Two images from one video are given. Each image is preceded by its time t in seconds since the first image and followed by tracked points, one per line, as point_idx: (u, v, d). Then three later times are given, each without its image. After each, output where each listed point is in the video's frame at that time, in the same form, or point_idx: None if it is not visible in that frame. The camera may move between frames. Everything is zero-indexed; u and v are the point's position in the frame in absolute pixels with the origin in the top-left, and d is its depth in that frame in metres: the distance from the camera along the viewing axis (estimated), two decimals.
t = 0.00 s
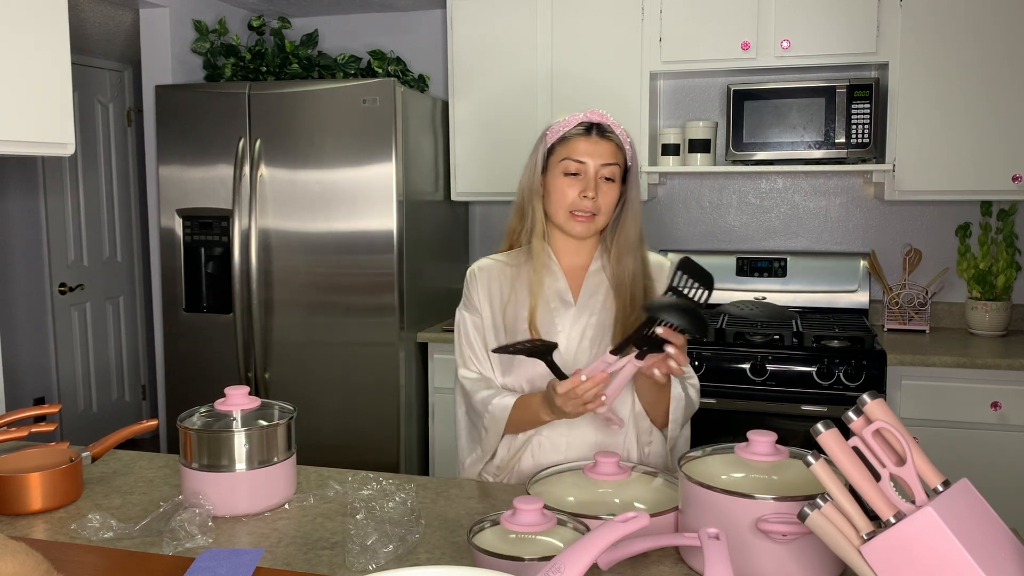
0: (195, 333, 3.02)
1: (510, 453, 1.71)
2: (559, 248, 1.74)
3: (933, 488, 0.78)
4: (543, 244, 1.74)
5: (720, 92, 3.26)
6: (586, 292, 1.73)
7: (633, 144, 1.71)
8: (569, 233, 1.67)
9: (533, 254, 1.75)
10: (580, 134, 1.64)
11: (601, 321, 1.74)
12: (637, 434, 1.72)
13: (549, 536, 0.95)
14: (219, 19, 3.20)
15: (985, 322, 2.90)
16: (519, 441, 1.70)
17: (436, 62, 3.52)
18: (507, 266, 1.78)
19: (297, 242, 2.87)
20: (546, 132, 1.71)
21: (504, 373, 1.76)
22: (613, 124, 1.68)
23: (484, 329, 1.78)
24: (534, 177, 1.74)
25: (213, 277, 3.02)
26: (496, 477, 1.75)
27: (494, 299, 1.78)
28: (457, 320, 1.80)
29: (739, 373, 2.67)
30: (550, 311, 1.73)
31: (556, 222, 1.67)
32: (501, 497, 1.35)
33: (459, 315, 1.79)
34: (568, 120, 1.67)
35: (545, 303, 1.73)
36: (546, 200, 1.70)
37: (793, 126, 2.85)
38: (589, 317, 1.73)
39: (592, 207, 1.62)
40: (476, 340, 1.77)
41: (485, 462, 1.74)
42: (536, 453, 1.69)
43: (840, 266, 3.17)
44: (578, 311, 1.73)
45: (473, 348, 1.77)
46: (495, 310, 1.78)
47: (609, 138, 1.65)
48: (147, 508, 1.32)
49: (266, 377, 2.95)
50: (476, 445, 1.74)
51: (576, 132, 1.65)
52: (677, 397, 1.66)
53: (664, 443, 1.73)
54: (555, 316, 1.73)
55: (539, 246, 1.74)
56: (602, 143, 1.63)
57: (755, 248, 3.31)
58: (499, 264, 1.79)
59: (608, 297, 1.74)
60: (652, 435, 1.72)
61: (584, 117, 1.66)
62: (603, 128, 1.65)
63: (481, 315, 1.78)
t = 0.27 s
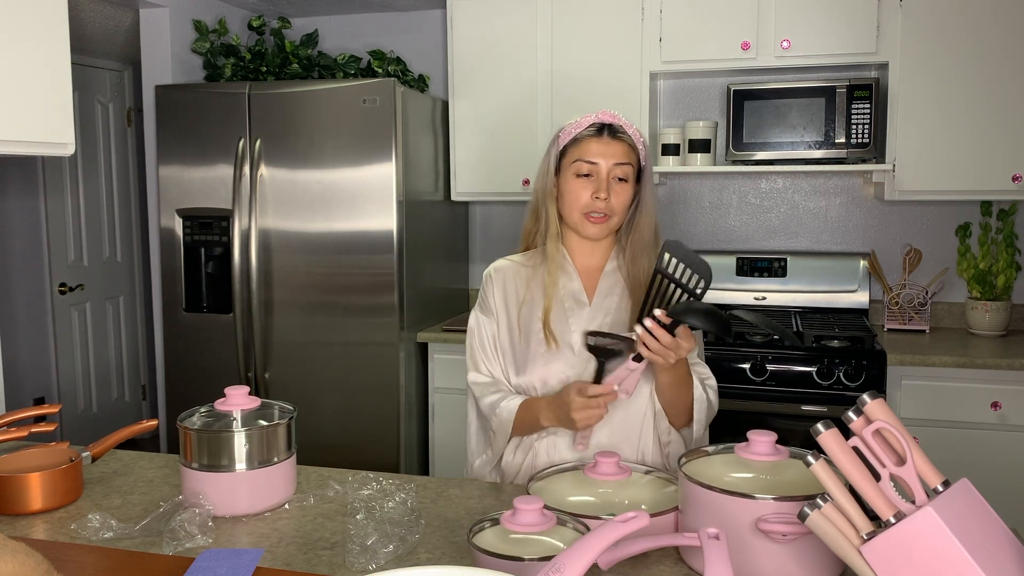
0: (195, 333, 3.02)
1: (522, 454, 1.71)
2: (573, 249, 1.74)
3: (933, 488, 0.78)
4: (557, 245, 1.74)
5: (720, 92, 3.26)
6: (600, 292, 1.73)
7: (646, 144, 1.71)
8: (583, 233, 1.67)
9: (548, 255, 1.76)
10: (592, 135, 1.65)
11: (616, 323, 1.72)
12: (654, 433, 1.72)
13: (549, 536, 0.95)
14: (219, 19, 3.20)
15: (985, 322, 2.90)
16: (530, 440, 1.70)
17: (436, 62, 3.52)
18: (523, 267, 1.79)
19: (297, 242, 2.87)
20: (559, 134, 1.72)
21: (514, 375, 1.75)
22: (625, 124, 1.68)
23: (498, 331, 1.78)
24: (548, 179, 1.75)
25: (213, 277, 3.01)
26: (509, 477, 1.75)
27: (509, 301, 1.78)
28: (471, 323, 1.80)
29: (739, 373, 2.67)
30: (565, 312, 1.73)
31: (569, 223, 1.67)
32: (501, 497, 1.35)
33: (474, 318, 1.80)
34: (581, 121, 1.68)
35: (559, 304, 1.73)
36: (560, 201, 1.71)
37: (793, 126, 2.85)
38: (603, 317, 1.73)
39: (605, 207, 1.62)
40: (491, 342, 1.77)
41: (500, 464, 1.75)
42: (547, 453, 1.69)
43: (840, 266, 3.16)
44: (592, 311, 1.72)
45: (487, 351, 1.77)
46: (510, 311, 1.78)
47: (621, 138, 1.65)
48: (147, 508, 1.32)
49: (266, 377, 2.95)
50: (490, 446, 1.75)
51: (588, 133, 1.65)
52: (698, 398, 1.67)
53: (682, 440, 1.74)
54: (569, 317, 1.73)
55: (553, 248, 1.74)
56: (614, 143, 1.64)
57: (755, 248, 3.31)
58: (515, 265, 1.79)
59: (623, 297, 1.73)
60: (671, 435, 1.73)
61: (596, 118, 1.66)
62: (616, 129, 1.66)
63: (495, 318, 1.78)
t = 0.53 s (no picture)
0: (195, 333, 3.02)
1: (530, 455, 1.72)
2: (581, 251, 1.74)
3: (933, 488, 0.78)
4: (565, 247, 1.75)
5: (720, 92, 3.26)
6: (609, 293, 1.72)
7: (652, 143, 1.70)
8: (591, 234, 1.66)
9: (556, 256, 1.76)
10: (597, 136, 1.65)
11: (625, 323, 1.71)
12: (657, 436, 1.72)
13: (549, 536, 0.94)
14: (219, 19, 3.20)
15: (985, 322, 2.90)
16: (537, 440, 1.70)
17: (436, 62, 3.52)
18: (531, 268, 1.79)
19: (297, 242, 2.87)
20: (565, 136, 1.72)
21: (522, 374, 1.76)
22: (631, 124, 1.68)
23: (507, 331, 1.78)
24: (555, 181, 1.75)
25: (213, 277, 3.01)
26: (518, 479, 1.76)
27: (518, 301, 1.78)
28: (482, 323, 1.81)
29: (739, 373, 2.67)
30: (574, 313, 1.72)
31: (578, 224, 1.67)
32: (501, 497, 1.35)
33: (484, 317, 1.80)
34: (586, 123, 1.69)
35: (567, 305, 1.73)
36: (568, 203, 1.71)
37: (793, 126, 2.85)
38: (612, 318, 1.72)
39: (612, 208, 1.61)
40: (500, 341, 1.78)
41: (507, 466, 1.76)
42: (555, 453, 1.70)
43: (840, 266, 3.17)
44: (600, 312, 1.72)
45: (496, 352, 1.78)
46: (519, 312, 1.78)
47: (627, 138, 1.65)
48: (147, 508, 1.32)
49: (266, 377, 2.95)
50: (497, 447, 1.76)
51: (594, 134, 1.66)
52: (695, 398, 1.63)
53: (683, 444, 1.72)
54: (577, 317, 1.73)
55: (561, 249, 1.74)
56: (620, 143, 1.64)
57: (754, 248, 3.31)
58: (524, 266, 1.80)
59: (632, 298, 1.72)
60: (672, 438, 1.72)
61: (600, 120, 1.67)
62: (621, 129, 1.66)
63: (504, 318, 1.79)
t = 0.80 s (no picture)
0: (195, 333, 3.02)
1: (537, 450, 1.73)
2: (585, 251, 1.74)
3: (933, 488, 0.78)
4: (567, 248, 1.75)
5: (720, 92, 3.26)
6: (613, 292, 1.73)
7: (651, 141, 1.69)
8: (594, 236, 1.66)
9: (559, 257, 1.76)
10: (595, 138, 1.64)
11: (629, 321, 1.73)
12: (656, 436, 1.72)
13: (549, 537, 0.94)
14: (219, 19, 3.20)
15: (985, 322, 2.90)
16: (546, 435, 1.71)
17: (436, 62, 3.52)
18: (534, 269, 1.79)
19: (297, 242, 2.87)
20: (563, 138, 1.72)
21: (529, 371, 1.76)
22: (628, 123, 1.67)
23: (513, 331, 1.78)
24: (556, 182, 1.75)
25: (213, 277, 3.01)
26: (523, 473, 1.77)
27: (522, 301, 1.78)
28: (486, 322, 1.80)
29: (739, 373, 2.67)
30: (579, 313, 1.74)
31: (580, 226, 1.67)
32: (502, 497, 1.35)
33: (489, 317, 1.80)
34: (583, 125, 1.68)
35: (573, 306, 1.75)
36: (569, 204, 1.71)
37: (793, 125, 2.85)
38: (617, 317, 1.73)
39: (613, 209, 1.61)
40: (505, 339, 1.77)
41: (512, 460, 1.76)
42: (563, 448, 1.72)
43: (840, 266, 3.16)
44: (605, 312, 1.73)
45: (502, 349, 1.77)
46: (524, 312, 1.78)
47: (625, 138, 1.64)
48: (147, 508, 1.32)
49: (266, 377, 2.95)
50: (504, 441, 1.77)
51: (591, 135, 1.65)
52: (685, 398, 1.63)
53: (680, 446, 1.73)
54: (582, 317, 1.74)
55: (563, 250, 1.75)
56: (618, 144, 1.63)
57: (754, 248, 3.31)
58: (527, 266, 1.80)
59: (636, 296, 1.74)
60: (668, 438, 1.71)
61: (597, 121, 1.66)
62: (618, 129, 1.65)
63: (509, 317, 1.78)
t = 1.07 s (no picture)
0: (195, 333, 3.02)
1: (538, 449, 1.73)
2: (584, 251, 1.75)
3: (933, 488, 0.78)
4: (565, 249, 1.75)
5: (720, 92, 3.26)
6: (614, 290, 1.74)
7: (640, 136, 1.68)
8: (592, 236, 1.67)
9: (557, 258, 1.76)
10: (584, 139, 1.64)
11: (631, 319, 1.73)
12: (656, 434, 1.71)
13: (549, 537, 0.94)
14: (219, 19, 3.20)
15: (985, 322, 2.90)
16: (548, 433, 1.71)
17: (436, 62, 3.52)
18: (533, 270, 1.79)
19: (297, 242, 2.87)
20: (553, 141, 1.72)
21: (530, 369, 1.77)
22: (616, 121, 1.66)
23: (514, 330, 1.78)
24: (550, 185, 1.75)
25: (213, 277, 3.01)
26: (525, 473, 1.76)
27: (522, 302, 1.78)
28: (487, 320, 1.81)
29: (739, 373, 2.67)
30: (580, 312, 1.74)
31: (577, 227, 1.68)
32: (502, 497, 1.35)
33: (489, 315, 1.80)
34: (571, 128, 1.68)
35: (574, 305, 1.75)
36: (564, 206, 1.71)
37: (793, 126, 2.85)
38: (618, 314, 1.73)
39: (608, 208, 1.61)
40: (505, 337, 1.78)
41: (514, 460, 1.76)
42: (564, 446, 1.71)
43: (840, 266, 3.16)
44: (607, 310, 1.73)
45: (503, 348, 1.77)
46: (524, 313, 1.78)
47: (612, 137, 1.63)
48: (147, 508, 1.32)
49: (266, 377, 2.95)
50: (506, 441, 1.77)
51: (580, 138, 1.65)
52: (686, 399, 1.63)
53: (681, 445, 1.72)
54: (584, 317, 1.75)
55: (561, 251, 1.75)
56: (606, 142, 1.62)
57: (754, 248, 3.32)
58: (525, 267, 1.80)
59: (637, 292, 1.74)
60: (668, 438, 1.70)
61: (584, 123, 1.66)
62: (605, 128, 1.64)
63: (510, 316, 1.78)
